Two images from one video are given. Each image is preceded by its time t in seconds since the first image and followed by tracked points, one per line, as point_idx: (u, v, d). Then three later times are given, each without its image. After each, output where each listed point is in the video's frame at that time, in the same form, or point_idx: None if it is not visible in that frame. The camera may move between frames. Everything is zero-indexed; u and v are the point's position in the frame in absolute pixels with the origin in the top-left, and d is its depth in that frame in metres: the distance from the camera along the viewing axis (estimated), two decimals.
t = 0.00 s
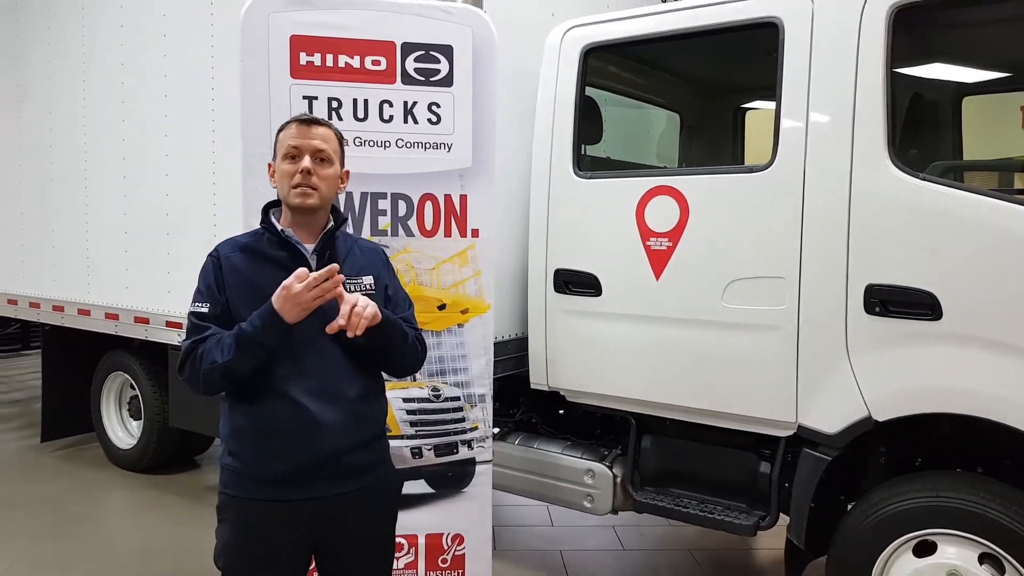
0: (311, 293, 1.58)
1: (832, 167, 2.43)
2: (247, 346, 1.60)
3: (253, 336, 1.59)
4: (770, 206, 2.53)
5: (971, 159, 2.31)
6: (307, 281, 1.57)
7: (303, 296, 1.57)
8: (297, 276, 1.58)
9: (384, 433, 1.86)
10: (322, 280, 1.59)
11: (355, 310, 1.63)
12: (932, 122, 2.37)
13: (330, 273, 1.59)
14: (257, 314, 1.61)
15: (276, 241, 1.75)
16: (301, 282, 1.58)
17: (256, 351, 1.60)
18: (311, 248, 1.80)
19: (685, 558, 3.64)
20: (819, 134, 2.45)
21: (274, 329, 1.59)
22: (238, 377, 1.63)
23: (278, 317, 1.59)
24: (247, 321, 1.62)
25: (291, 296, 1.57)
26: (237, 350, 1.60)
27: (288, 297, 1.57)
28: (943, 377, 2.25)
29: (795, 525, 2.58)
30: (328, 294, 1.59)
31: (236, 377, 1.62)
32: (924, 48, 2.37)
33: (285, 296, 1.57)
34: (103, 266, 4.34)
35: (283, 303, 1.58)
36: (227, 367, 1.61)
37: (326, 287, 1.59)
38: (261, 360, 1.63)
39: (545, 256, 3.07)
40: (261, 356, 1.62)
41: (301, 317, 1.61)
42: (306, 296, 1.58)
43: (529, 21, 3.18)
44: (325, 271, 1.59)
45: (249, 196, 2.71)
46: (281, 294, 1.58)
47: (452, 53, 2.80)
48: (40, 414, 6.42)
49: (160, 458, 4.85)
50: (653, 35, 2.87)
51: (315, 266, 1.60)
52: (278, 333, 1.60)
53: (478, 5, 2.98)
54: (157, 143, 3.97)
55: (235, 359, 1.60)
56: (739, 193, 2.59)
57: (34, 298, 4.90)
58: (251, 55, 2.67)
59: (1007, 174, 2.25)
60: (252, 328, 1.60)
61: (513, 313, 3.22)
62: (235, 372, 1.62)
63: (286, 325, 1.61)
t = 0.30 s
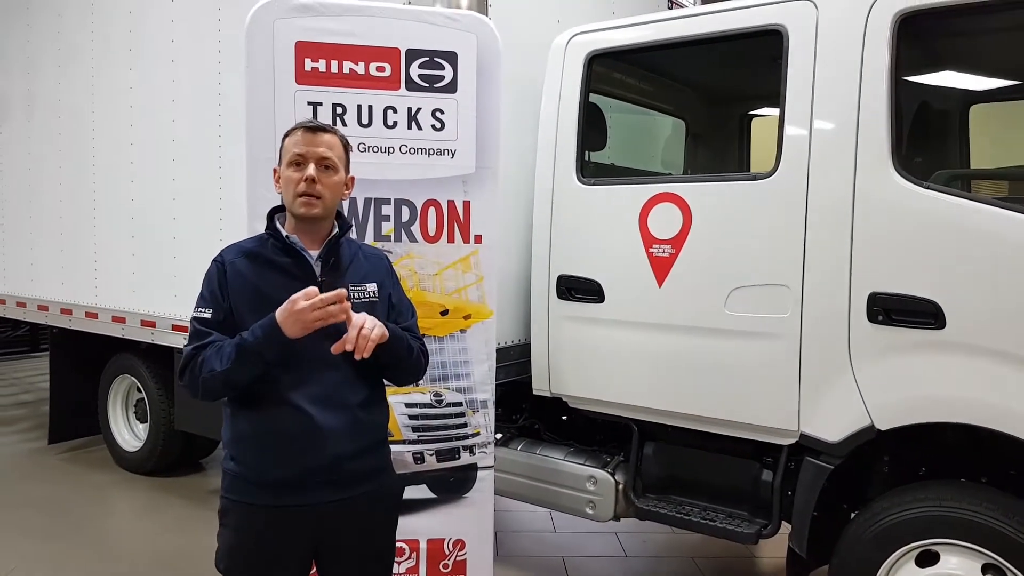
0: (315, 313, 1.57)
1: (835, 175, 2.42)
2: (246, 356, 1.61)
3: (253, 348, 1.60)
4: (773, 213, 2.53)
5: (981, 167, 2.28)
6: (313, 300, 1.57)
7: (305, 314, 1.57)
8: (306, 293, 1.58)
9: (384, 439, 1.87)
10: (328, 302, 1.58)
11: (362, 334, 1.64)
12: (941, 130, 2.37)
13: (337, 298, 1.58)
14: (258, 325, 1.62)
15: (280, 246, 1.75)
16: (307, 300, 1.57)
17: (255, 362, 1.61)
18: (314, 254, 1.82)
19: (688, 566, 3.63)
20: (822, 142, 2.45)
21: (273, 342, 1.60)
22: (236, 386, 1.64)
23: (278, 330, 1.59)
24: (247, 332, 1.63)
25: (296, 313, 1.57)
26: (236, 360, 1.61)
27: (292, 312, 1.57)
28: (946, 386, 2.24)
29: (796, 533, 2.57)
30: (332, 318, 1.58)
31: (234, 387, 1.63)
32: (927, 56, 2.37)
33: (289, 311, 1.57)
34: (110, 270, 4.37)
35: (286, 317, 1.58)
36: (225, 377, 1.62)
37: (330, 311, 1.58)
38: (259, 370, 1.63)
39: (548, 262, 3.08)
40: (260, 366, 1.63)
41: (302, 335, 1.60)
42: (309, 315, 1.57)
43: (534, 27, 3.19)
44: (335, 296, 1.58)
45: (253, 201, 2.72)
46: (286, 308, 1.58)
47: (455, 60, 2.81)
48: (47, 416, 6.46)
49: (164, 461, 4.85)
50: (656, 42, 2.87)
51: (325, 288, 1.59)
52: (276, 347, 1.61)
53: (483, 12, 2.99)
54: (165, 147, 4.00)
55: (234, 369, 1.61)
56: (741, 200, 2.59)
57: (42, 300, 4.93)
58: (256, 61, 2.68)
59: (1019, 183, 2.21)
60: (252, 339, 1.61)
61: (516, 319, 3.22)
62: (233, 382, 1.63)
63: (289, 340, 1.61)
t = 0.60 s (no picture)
0: (274, 317, 1.61)
1: (840, 178, 2.41)
2: (200, 352, 1.65)
3: (206, 342, 1.64)
4: (777, 216, 2.52)
5: (989, 171, 2.27)
6: (275, 304, 1.61)
7: (263, 315, 1.60)
8: (270, 295, 1.62)
9: (386, 440, 1.88)
10: (289, 311, 1.63)
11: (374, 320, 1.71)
12: (950, 134, 2.35)
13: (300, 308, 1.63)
14: (214, 321, 1.66)
15: (286, 248, 1.78)
16: (269, 302, 1.61)
17: (211, 358, 1.64)
18: (319, 255, 1.82)
19: (693, 568, 3.62)
20: (827, 144, 2.44)
21: (221, 338, 1.63)
22: (197, 381, 1.68)
23: (232, 325, 1.62)
24: (205, 327, 1.67)
25: (255, 313, 1.60)
26: (193, 354, 1.66)
27: (250, 309, 1.61)
28: (951, 390, 2.23)
29: (800, 536, 2.57)
30: (291, 326, 1.63)
31: (197, 382, 1.67)
32: (934, 59, 2.36)
33: (250, 309, 1.61)
34: (120, 270, 4.42)
35: (242, 313, 1.61)
36: (184, 370, 1.66)
37: (289, 319, 1.62)
38: (217, 366, 1.66)
39: (553, 264, 3.08)
40: (217, 362, 1.65)
41: (253, 334, 1.63)
42: (265, 317, 1.60)
43: (540, 30, 3.20)
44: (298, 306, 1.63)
45: (260, 203, 2.74)
46: (246, 305, 1.62)
47: (461, 63, 2.82)
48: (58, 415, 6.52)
49: (172, 460, 4.89)
50: (661, 45, 2.88)
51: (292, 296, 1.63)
52: (225, 340, 1.63)
53: (489, 15, 3.00)
54: (174, 149, 4.03)
55: (192, 364, 1.66)
56: (746, 203, 2.58)
57: (53, 300, 4.98)
58: (263, 64, 2.70)
59: None
60: (206, 333, 1.64)
61: (521, 320, 3.23)
62: (194, 377, 1.67)
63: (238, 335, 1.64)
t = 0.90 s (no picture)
0: (216, 276, 1.60)
1: (848, 179, 2.41)
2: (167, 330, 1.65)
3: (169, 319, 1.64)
4: (785, 217, 2.52)
5: (1002, 172, 2.25)
6: (216, 262, 1.61)
7: (204, 277, 1.60)
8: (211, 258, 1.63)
9: (391, 439, 1.89)
10: (229, 267, 1.62)
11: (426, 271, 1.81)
12: (959, 135, 2.33)
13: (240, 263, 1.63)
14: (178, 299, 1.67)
15: (292, 247, 1.79)
16: (208, 263, 1.61)
17: (178, 338, 1.64)
18: (325, 254, 1.84)
19: (700, 569, 3.62)
20: (835, 145, 2.43)
21: (177, 309, 1.63)
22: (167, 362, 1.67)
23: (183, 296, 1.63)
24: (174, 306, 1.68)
25: (197, 279, 1.60)
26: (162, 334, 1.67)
27: (192, 276, 1.61)
28: (959, 393, 2.21)
29: (806, 538, 2.56)
30: (233, 279, 1.61)
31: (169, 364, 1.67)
32: (944, 60, 2.35)
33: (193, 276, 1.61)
34: (132, 268, 4.46)
35: (188, 283, 1.61)
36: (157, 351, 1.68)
37: (229, 274, 1.61)
38: (183, 344, 1.65)
39: (560, 264, 3.09)
40: (182, 340, 1.64)
41: (205, 303, 1.63)
42: (207, 278, 1.60)
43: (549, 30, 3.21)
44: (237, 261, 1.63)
45: (269, 202, 2.76)
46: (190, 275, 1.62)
47: (469, 63, 2.83)
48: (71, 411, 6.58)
49: (183, 457, 4.93)
50: (669, 45, 2.88)
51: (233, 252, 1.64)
52: (182, 315, 1.63)
53: (498, 15, 3.01)
54: (185, 148, 4.06)
55: (161, 344, 1.66)
56: (754, 203, 2.58)
57: (66, 298, 5.03)
58: (273, 64, 2.73)
59: None
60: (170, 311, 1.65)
61: (528, 320, 3.23)
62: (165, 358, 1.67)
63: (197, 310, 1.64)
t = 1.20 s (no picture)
0: (268, 307, 1.64)
1: (856, 175, 2.40)
2: (216, 357, 1.68)
3: (220, 347, 1.67)
4: (793, 213, 2.51)
5: (1012, 168, 2.24)
6: (261, 291, 1.64)
7: (256, 309, 1.63)
8: (254, 289, 1.64)
9: (398, 435, 1.90)
10: (276, 293, 1.64)
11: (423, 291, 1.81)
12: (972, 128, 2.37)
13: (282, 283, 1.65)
14: (225, 327, 1.69)
15: (298, 246, 1.81)
16: (256, 296, 1.63)
17: (231, 364, 1.68)
18: (331, 252, 1.85)
19: (709, 566, 3.62)
20: (844, 141, 2.42)
21: (234, 342, 1.66)
22: (216, 384, 1.71)
23: (237, 331, 1.66)
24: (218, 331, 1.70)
25: (250, 314, 1.63)
26: (210, 359, 1.69)
27: (243, 312, 1.63)
28: (968, 390, 2.20)
29: (814, 535, 2.56)
30: (285, 304, 1.65)
31: (216, 386, 1.71)
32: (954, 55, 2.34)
33: (244, 313, 1.63)
34: (143, 266, 4.49)
35: (240, 319, 1.64)
36: (205, 375, 1.70)
37: (281, 301, 1.65)
38: (236, 368, 1.69)
39: (568, 262, 3.09)
40: (234, 365, 1.68)
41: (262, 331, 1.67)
42: (260, 311, 1.63)
43: (557, 27, 3.20)
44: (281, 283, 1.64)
45: (278, 200, 2.78)
46: (239, 309, 1.64)
47: (477, 60, 2.83)
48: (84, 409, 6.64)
49: (195, 455, 4.97)
50: (677, 41, 2.87)
51: (273, 274, 1.64)
52: (239, 346, 1.67)
53: (506, 12, 3.01)
54: (195, 147, 4.09)
55: (209, 370, 1.69)
56: (762, 200, 2.57)
57: (78, 296, 5.08)
58: (281, 62, 2.74)
59: None
60: (220, 338, 1.68)
61: (536, 318, 3.24)
62: (214, 382, 1.70)
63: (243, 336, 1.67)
